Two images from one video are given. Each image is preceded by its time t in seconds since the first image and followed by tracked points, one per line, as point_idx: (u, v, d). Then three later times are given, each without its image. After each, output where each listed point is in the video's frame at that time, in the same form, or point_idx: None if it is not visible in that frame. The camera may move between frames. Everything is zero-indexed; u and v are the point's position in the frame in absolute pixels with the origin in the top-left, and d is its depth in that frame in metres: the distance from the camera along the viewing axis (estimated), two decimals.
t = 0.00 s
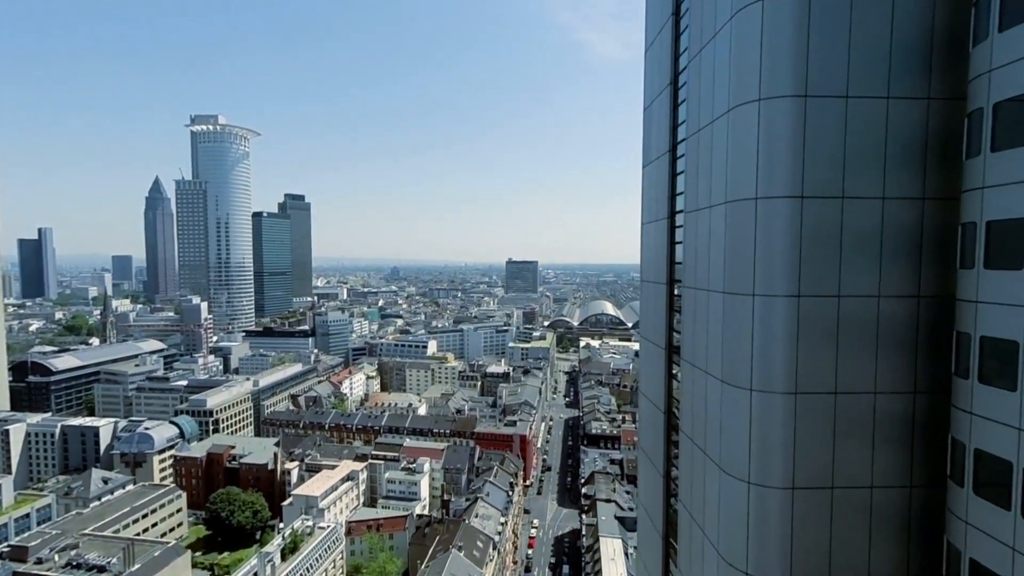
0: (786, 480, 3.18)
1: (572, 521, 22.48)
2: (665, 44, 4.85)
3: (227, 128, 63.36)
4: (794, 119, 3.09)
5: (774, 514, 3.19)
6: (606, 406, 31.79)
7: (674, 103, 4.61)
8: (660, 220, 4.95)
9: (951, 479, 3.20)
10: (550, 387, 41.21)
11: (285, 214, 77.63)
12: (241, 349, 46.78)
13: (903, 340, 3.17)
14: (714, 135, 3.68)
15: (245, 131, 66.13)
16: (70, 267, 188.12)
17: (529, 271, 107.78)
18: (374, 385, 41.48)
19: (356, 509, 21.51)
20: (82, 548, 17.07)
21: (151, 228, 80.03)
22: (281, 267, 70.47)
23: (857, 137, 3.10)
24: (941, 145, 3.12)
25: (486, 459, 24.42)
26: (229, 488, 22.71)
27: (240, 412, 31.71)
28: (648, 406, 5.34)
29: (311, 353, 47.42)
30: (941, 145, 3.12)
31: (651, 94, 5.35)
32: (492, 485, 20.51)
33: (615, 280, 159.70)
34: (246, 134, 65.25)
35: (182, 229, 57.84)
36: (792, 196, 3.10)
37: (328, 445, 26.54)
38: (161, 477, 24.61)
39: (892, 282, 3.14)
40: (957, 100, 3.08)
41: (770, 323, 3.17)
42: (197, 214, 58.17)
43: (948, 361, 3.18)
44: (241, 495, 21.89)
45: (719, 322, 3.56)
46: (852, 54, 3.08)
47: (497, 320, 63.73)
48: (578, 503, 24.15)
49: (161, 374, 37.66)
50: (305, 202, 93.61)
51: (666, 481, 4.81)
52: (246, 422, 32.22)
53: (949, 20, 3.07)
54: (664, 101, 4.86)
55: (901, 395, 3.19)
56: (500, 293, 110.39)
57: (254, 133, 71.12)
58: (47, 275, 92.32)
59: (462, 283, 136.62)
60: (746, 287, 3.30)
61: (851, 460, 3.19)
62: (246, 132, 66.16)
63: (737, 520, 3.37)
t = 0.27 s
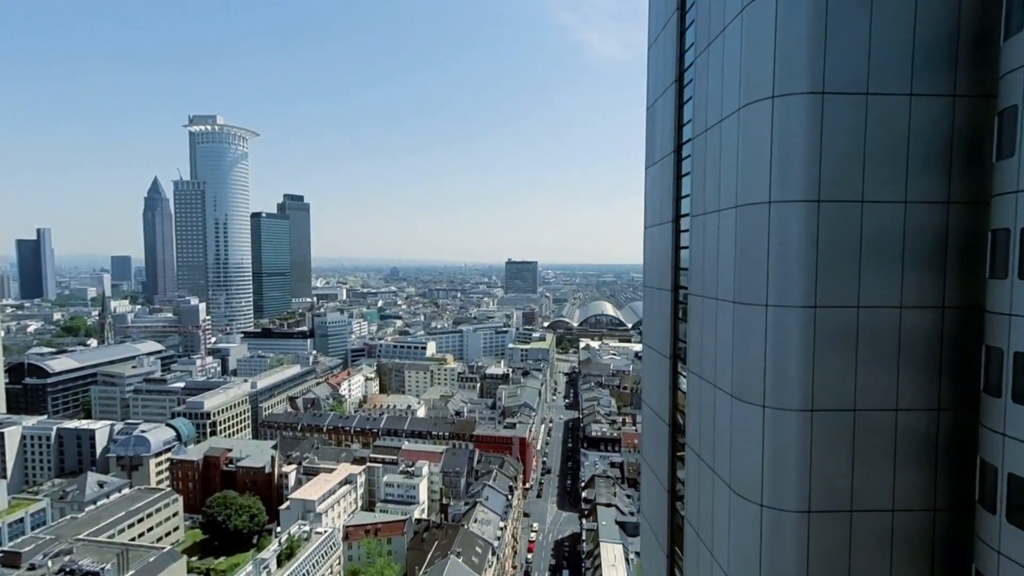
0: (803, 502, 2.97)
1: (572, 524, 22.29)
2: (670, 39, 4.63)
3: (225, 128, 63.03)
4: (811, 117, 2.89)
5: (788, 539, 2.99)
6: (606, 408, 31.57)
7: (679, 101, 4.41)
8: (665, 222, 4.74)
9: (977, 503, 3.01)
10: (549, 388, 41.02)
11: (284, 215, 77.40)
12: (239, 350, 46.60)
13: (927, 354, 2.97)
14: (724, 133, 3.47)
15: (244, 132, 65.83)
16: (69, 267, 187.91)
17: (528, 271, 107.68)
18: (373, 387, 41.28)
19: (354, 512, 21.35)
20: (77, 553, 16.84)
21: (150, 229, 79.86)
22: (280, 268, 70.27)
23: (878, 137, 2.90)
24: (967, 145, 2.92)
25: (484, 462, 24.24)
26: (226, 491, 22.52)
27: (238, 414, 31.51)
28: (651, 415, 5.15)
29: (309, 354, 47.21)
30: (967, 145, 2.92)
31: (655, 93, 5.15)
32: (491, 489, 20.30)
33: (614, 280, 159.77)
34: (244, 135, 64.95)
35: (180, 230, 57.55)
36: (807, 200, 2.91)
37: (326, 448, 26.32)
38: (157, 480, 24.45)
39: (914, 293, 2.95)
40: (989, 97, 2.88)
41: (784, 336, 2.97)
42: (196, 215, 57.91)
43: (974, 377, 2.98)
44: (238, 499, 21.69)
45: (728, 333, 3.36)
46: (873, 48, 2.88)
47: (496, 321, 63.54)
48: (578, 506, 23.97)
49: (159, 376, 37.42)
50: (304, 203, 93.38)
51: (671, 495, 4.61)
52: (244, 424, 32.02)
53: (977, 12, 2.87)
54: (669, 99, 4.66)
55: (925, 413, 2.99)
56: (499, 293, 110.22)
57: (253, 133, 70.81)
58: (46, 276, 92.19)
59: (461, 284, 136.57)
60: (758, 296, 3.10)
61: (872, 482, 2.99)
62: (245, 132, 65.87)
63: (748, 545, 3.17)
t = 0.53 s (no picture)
0: (822, 528, 2.77)
1: (572, 528, 22.08)
2: (676, 34, 4.43)
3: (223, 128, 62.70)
4: (831, 115, 2.69)
5: (806, 567, 2.79)
6: (606, 410, 31.36)
7: (685, 99, 4.22)
8: (670, 226, 4.54)
9: (1008, 528, 2.82)
10: (549, 389, 40.81)
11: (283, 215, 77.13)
12: (238, 351, 46.38)
13: (954, 368, 2.77)
14: (735, 133, 3.27)
15: (242, 132, 65.50)
16: (69, 268, 187.68)
17: (528, 271, 107.45)
18: (372, 388, 41.06)
19: (352, 516, 21.16)
20: (71, 558, 16.58)
21: (149, 230, 79.60)
22: (279, 268, 70.01)
23: (902, 137, 2.70)
24: (999, 145, 2.72)
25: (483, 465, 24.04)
26: (223, 495, 22.33)
27: (235, 416, 31.30)
28: (655, 426, 4.95)
29: (308, 355, 46.96)
30: (998, 144, 2.72)
31: (658, 91, 4.96)
32: (490, 493, 20.09)
33: (614, 279, 159.69)
34: (243, 135, 64.63)
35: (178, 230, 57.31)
36: (825, 205, 2.71)
37: (324, 450, 26.10)
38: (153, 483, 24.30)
39: (941, 303, 2.75)
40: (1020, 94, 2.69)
41: (800, 350, 2.77)
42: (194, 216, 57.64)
43: (1006, 393, 2.78)
44: (235, 502, 21.49)
45: (740, 343, 3.16)
46: (897, 41, 2.68)
47: (496, 321, 63.32)
48: (578, 509, 23.77)
49: (156, 377, 37.20)
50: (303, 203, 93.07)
51: (677, 511, 4.41)
52: (241, 426, 31.81)
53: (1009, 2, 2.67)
54: (674, 97, 4.45)
55: (950, 432, 2.79)
56: (499, 293, 110.01)
57: (251, 133, 70.55)
58: (45, 277, 91.96)
59: (461, 284, 136.37)
60: (773, 307, 2.90)
61: (895, 505, 2.78)
62: (243, 132, 65.53)
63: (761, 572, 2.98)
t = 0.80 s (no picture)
0: (844, 557, 2.57)
1: (572, 531, 21.85)
2: (682, 29, 4.23)
3: (221, 129, 62.33)
4: (853, 111, 2.49)
5: None
6: (606, 412, 31.12)
7: (692, 96, 4.03)
8: (676, 230, 4.33)
9: None
10: (549, 391, 40.60)
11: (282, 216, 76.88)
12: (236, 352, 46.13)
13: (986, 386, 2.57)
14: (747, 132, 3.07)
15: (241, 132, 65.21)
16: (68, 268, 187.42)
17: (528, 272, 107.28)
18: (371, 389, 40.83)
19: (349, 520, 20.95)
20: (64, 564, 16.30)
21: (148, 230, 79.32)
22: (278, 269, 69.77)
23: (931, 136, 2.50)
24: None
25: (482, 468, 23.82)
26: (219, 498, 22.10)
27: (233, 418, 31.08)
28: (660, 438, 4.75)
29: (306, 356, 46.72)
30: None
31: (664, 88, 4.76)
32: (489, 497, 19.86)
33: (613, 279, 159.62)
34: (241, 135, 64.33)
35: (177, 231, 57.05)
36: (846, 210, 2.51)
37: (322, 453, 25.88)
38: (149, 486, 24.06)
39: (973, 314, 2.55)
40: None
41: (822, 368, 2.57)
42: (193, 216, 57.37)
43: None
44: (231, 506, 21.27)
45: (755, 359, 2.95)
46: (925, 31, 2.48)
47: (495, 322, 63.08)
48: (578, 512, 23.54)
49: (153, 379, 36.95)
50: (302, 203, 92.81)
51: (684, 529, 4.19)
52: (239, 428, 31.59)
53: None
54: (679, 96, 4.27)
55: (981, 453, 2.60)
56: (499, 294, 109.80)
57: (249, 134, 70.28)
58: (44, 277, 91.72)
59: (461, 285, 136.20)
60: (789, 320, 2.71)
61: (923, 531, 2.58)
62: (241, 133, 65.23)
63: None
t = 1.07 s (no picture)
0: None
1: (572, 535, 21.62)
2: (688, 24, 4.03)
3: (220, 129, 62.05)
4: (878, 106, 2.29)
5: None
6: (606, 414, 30.91)
7: (699, 94, 3.83)
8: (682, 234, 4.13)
9: None
10: (549, 392, 40.38)
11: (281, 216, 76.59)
12: (234, 354, 45.91)
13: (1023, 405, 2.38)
14: (761, 131, 2.86)
15: (239, 132, 64.89)
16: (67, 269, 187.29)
17: (528, 272, 107.08)
18: (370, 391, 40.61)
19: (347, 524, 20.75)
20: (57, 569, 16.06)
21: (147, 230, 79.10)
22: (277, 269, 69.53)
23: (965, 134, 2.30)
24: None
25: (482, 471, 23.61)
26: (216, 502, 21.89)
27: (231, 420, 30.87)
28: (666, 451, 4.54)
29: (305, 357, 46.49)
30: None
31: (669, 87, 4.57)
32: (488, 501, 19.63)
33: (613, 280, 159.57)
34: (240, 135, 64.03)
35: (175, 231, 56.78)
36: (872, 215, 2.31)
37: (320, 456, 25.68)
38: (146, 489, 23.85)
39: (1009, 327, 2.35)
40: None
41: (846, 386, 2.37)
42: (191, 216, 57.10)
43: None
44: (228, 510, 21.07)
45: (771, 374, 2.75)
46: (958, 19, 2.28)
47: (495, 323, 62.85)
48: (578, 516, 23.33)
49: (151, 381, 36.73)
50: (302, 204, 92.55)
51: (691, 549, 3.98)
52: (237, 430, 31.37)
53: None
54: (685, 94, 4.08)
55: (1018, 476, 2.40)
56: (499, 294, 109.62)
57: (247, 134, 70.03)
58: (44, 278, 91.60)
59: (461, 285, 136.04)
60: (808, 334, 2.51)
61: (956, 561, 2.38)
62: (240, 133, 64.91)
63: None
